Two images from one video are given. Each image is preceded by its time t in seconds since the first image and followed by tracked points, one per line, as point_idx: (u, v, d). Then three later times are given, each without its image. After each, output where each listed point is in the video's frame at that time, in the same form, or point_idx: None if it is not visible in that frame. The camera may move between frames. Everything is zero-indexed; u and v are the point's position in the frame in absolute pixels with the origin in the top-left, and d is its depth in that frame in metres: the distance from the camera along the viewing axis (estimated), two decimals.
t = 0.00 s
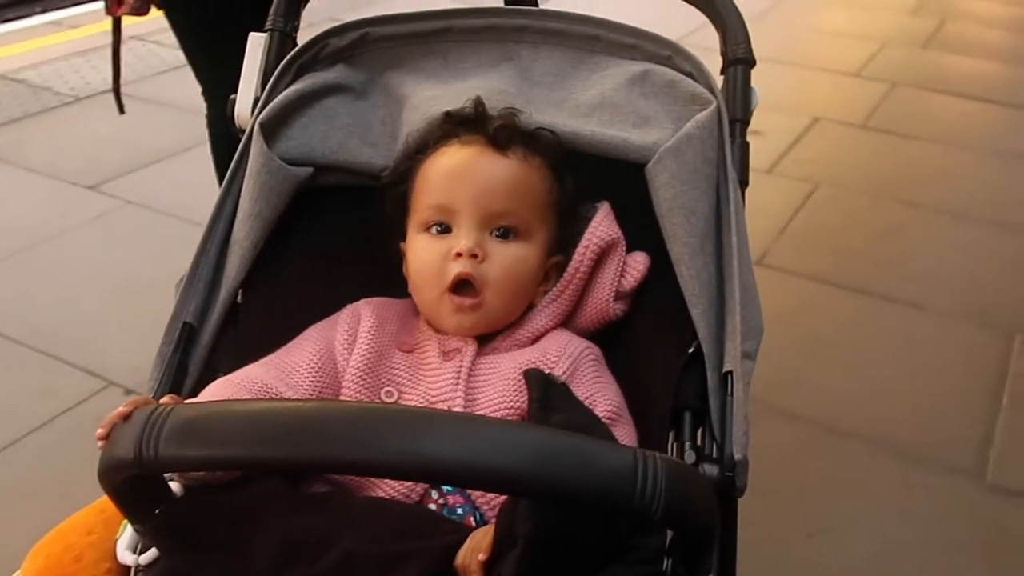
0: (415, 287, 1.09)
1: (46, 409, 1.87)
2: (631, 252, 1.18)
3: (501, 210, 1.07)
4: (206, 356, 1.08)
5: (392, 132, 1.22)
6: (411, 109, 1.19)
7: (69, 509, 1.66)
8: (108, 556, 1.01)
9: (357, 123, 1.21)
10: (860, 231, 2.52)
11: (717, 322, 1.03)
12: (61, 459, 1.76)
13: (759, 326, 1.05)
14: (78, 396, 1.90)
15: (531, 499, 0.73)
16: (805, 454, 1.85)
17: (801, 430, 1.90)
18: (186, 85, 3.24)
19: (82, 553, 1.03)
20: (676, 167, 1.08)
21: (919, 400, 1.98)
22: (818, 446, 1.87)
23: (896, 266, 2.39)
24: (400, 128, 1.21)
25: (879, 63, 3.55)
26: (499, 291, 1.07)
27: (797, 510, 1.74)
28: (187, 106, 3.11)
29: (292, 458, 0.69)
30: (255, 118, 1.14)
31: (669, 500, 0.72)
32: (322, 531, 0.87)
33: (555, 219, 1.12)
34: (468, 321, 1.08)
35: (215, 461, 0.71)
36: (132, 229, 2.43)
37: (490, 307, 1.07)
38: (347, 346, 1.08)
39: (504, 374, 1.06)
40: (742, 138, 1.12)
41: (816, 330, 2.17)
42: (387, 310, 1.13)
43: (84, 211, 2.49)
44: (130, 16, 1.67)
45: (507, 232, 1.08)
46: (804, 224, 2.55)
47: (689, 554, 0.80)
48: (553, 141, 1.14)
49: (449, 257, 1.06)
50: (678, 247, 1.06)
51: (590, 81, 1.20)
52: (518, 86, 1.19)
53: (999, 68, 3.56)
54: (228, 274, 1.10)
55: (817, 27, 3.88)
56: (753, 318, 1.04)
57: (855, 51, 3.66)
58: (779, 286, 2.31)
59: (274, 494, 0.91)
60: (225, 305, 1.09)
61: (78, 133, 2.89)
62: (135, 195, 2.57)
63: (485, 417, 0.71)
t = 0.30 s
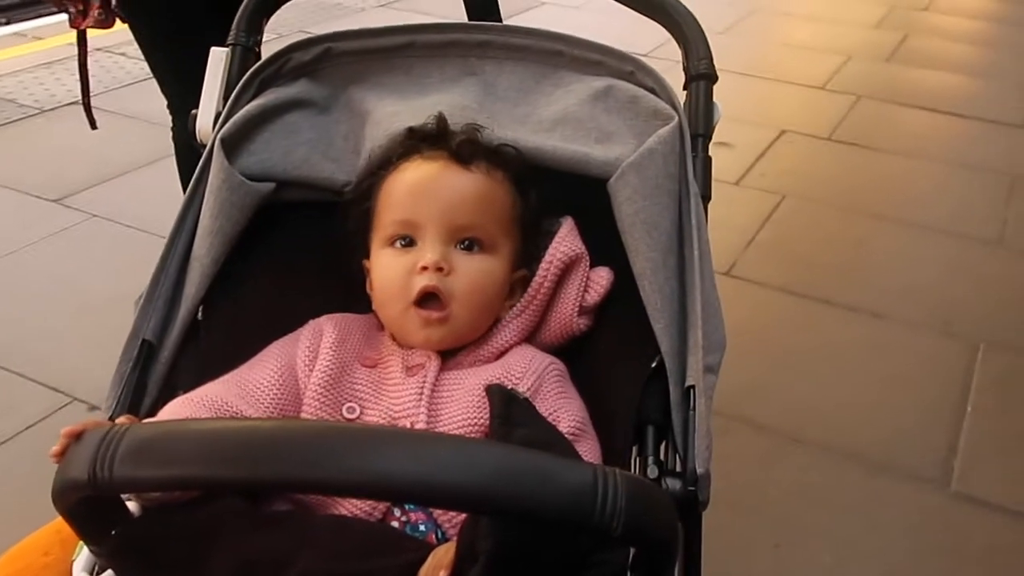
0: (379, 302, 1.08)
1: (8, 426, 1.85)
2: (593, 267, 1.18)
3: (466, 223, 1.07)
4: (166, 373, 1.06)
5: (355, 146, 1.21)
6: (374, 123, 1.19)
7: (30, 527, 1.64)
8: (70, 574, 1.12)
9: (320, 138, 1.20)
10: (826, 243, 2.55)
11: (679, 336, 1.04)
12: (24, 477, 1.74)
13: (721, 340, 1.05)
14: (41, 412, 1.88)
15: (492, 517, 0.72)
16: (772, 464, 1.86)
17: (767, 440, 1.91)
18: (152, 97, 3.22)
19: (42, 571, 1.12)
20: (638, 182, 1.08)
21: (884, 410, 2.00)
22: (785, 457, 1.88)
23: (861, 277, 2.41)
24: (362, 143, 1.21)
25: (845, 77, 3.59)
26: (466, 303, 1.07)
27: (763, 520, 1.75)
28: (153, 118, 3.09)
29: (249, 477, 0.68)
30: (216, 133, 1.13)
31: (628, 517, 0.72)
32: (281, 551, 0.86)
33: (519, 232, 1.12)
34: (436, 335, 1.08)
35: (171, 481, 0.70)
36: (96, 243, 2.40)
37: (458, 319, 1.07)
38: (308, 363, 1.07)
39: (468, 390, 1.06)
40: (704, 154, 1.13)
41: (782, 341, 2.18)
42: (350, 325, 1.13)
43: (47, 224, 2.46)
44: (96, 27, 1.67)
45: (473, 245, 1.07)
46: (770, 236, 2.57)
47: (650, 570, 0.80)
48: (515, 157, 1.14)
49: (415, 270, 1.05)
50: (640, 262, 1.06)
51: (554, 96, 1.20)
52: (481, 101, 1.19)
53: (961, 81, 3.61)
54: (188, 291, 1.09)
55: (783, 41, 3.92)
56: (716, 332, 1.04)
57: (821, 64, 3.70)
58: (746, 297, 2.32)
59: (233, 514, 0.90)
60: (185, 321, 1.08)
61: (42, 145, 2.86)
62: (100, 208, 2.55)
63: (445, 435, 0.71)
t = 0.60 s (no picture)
0: (351, 317, 1.07)
1: None
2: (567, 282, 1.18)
3: (438, 236, 1.07)
4: (136, 391, 1.05)
5: (328, 161, 1.21)
6: (347, 138, 1.18)
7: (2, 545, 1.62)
8: None
9: (293, 153, 1.20)
10: (803, 254, 2.55)
11: (653, 351, 1.03)
12: None
13: (695, 354, 1.05)
14: (14, 428, 1.86)
15: (463, 537, 0.72)
16: (749, 476, 1.86)
17: (745, 451, 1.91)
18: (128, 108, 3.20)
19: None
20: (612, 197, 1.08)
21: (861, 420, 2.00)
22: (764, 468, 1.88)
23: (838, 287, 2.42)
24: (336, 157, 1.20)
25: (821, 88, 3.61)
26: (439, 317, 1.06)
27: (741, 531, 1.75)
28: (129, 129, 3.06)
29: (216, 499, 0.67)
30: (187, 149, 1.12)
31: (600, 535, 0.71)
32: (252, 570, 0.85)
33: (492, 246, 1.12)
34: (409, 350, 1.07)
35: (135, 503, 0.69)
36: (71, 255, 2.38)
37: (431, 334, 1.06)
38: (280, 380, 1.07)
39: (441, 407, 1.05)
40: (677, 168, 1.13)
41: (760, 351, 2.18)
42: (323, 342, 1.12)
43: (22, 237, 2.44)
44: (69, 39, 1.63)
45: (445, 259, 1.07)
46: (748, 246, 2.57)
47: None
48: (488, 171, 1.14)
49: (387, 284, 1.04)
50: (614, 277, 1.06)
51: (527, 111, 1.20)
52: (455, 116, 1.19)
53: (936, 93, 3.64)
54: (158, 308, 1.08)
55: (760, 52, 3.94)
56: (689, 347, 1.04)
57: (798, 75, 3.73)
58: (723, 308, 2.32)
59: (202, 535, 0.89)
60: (155, 339, 1.07)
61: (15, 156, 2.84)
62: (75, 221, 2.53)
63: (416, 455, 0.70)
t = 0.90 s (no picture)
0: (328, 335, 1.06)
1: None
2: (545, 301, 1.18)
3: (416, 254, 1.06)
4: (109, 413, 1.04)
5: (306, 179, 1.20)
6: (325, 157, 1.18)
7: None
8: None
9: (270, 172, 1.19)
10: (784, 268, 2.56)
11: (632, 371, 1.03)
12: None
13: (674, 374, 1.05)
14: None
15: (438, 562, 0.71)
16: (730, 490, 1.86)
17: (726, 466, 1.91)
18: (107, 122, 3.18)
19: None
20: (590, 217, 1.08)
21: (842, 435, 2.00)
22: (746, 483, 1.87)
23: (819, 301, 2.43)
24: (314, 176, 1.20)
25: (802, 102, 3.63)
26: (417, 336, 1.05)
27: (722, 547, 1.74)
28: (108, 143, 3.05)
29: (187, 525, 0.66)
30: (163, 167, 1.11)
31: (577, 560, 0.71)
32: None
33: (470, 264, 1.11)
34: (386, 369, 1.06)
35: (105, 530, 0.68)
36: (49, 271, 2.36)
37: (408, 353, 1.05)
38: (255, 401, 1.06)
39: (418, 429, 1.04)
40: (656, 186, 1.13)
41: (741, 366, 2.18)
42: (299, 362, 1.11)
43: None
44: (48, 55, 1.65)
45: (423, 277, 1.06)
46: (730, 260, 2.58)
47: None
48: (466, 191, 1.13)
49: (364, 303, 1.04)
50: (593, 296, 1.06)
51: (506, 129, 1.19)
52: (433, 134, 1.19)
53: (916, 107, 3.66)
54: (132, 328, 1.07)
55: (741, 67, 3.96)
56: (669, 366, 1.04)
57: (779, 89, 3.75)
58: (704, 322, 2.32)
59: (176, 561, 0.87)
60: (129, 359, 1.06)
61: None
62: (54, 236, 2.50)
63: (391, 479, 0.69)
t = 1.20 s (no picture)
0: (301, 355, 1.05)
1: None
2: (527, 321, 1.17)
3: (391, 275, 1.05)
4: (85, 437, 1.03)
5: (285, 200, 1.20)
6: (305, 177, 1.18)
7: None
8: None
9: (248, 192, 1.18)
10: (769, 284, 2.56)
11: (613, 393, 1.02)
12: None
13: (657, 394, 1.04)
14: None
15: None
16: (715, 506, 1.85)
17: (711, 483, 1.90)
18: (92, 137, 3.16)
19: None
20: (571, 237, 1.08)
21: (827, 451, 2.00)
22: (731, 499, 1.87)
23: (803, 317, 2.43)
24: (292, 197, 1.19)
25: (787, 118, 3.65)
26: (390, 357, 1.04)
27: (708, 564, 1.74)
28: (92, 158, 3.03)
29: (161, 552, 0.65)
30: (141, 188, 1.10)
31: None
32: None
33: (447, 285, 1.10)
34: (358, 391, 1.05)
35: (78, 557, 0.66)
36: (30, 288, 2.34)
37: (381, 373, 1.04)
38: (232, 423, 1.05)
39: (397, 452, 1.03)
40: (638, 206, 1.13)
41: (724, 381, 2.18)
42: (278, 384, 1.10)
43: None
44: (30, 71, 1.65)
45: (397, 298, 1.06)
46: (715, 276, 2.58)
47: None
48: (446, 212, 1.13)
49: (337, 322, 1.03)
50: (574, 316, 1.05)
51: (488, 148, 1.19)
52: (414, 154, 1.18)
53: (899, 123, 3.68)
54: (110, 350, 1.06)
55: (727, 83, 3.98)
56: (650, 387, 1.03)
57: (764, 105, 3.77)
58: (690, 338, 2.32)
59: None
60: (106, 382, 1.05)
61: None
62: (36, 252, 2.49)
63: (370, 504, 0.69)
